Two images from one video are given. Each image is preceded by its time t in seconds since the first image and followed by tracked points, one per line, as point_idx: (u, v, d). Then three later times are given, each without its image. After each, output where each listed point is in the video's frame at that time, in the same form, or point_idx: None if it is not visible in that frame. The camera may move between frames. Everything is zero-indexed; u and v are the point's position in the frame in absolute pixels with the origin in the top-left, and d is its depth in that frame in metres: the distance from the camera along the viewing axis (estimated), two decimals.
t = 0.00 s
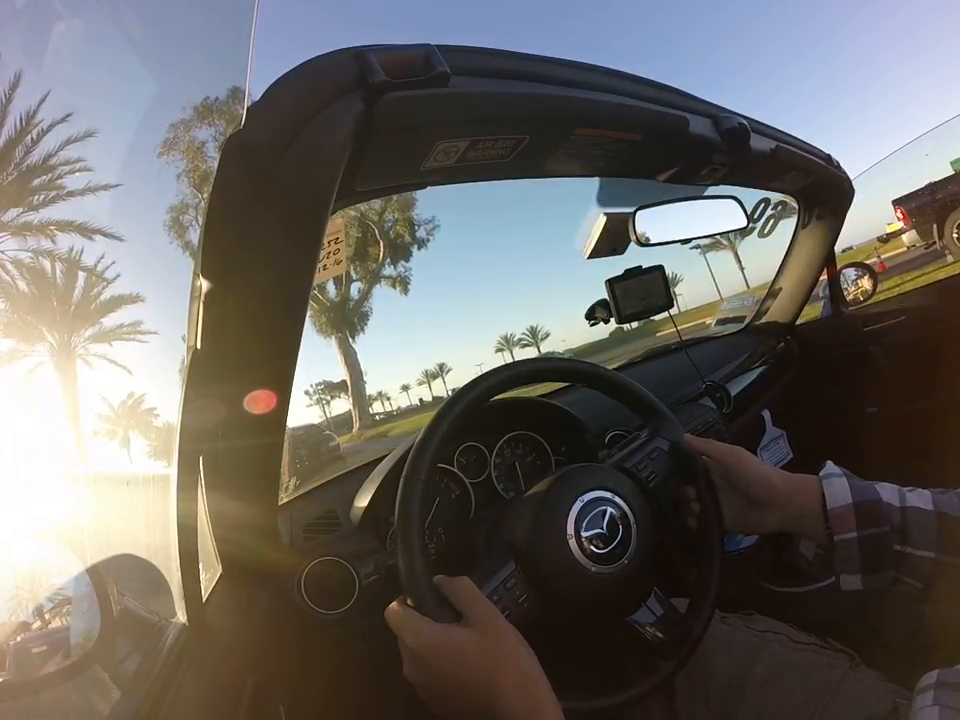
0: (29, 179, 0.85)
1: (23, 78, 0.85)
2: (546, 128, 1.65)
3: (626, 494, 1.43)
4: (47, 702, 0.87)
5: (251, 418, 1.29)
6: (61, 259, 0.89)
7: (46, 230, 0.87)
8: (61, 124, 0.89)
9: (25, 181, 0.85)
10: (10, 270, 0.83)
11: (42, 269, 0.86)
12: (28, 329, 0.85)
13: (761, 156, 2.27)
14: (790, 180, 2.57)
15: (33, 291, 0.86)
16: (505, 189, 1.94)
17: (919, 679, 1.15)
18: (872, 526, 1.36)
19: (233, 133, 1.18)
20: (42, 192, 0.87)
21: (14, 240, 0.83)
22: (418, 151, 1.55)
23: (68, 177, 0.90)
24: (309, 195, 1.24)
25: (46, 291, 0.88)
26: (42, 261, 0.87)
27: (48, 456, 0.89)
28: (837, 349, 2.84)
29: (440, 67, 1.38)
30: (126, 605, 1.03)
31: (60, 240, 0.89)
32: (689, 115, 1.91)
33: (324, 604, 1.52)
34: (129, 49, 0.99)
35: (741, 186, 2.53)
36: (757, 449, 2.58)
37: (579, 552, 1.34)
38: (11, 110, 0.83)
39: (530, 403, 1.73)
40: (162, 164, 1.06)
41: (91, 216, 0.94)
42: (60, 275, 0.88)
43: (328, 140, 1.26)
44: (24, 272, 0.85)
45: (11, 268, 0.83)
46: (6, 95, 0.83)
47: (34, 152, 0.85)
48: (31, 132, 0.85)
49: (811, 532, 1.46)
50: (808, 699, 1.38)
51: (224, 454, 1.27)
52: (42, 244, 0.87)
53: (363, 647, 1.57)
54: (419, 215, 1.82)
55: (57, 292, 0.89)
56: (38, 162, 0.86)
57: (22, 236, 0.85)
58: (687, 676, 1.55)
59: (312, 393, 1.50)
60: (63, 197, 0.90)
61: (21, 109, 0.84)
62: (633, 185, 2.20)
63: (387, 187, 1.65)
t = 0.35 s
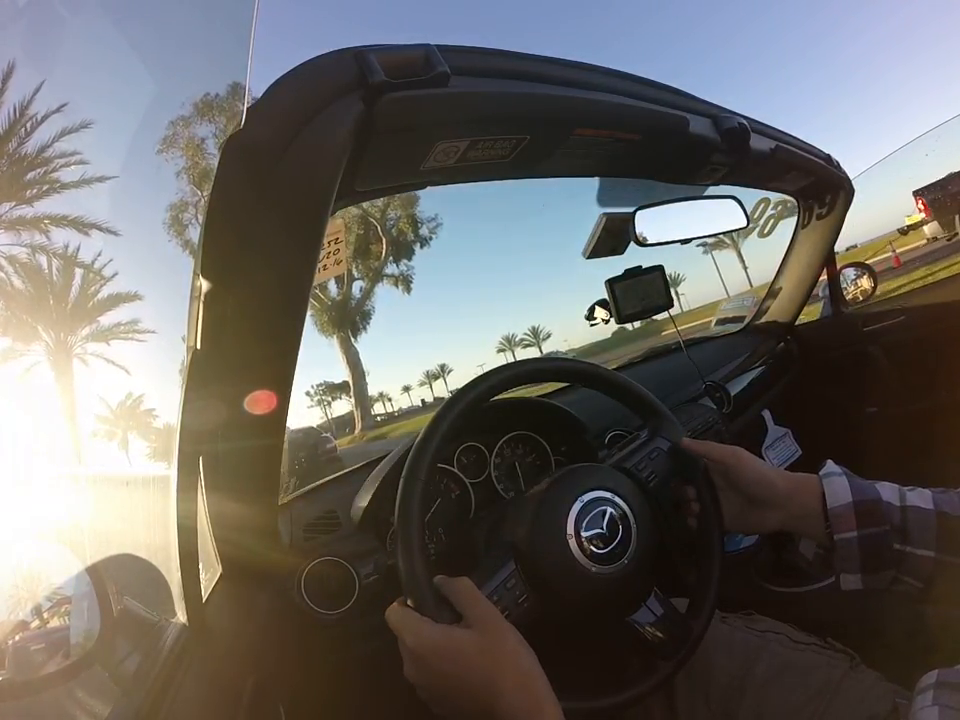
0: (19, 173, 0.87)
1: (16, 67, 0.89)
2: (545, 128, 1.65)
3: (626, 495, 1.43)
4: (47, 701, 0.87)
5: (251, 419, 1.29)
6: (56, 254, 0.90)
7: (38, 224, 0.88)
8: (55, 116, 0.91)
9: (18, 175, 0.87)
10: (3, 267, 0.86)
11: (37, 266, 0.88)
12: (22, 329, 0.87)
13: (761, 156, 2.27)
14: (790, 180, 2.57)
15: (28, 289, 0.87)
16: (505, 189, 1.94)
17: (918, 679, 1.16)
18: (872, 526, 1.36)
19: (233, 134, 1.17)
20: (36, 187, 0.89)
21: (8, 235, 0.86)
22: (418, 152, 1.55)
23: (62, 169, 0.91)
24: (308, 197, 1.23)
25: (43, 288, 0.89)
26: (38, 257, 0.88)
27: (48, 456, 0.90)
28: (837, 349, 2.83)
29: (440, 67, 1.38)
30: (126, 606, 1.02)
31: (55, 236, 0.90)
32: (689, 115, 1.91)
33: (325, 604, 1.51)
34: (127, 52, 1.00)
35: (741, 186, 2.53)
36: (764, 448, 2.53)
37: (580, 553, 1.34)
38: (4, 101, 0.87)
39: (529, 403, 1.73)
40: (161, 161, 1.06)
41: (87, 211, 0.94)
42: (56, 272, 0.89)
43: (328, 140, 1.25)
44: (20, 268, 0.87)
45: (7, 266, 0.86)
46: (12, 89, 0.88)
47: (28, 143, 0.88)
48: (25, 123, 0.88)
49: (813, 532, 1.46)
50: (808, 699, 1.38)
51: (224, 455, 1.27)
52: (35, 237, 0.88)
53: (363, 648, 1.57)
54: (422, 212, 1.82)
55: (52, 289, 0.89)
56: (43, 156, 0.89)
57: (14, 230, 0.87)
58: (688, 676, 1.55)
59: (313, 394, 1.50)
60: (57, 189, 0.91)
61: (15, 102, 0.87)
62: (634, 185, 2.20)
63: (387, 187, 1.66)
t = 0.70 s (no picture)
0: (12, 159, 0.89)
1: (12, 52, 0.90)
2: (544, 128, 1.65)
3: (626, 495, 1.43)
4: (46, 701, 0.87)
5: (251, 419, 1.29)
6: (51, 247, 0.92)
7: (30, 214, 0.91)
8: (46, 97, 0.91)
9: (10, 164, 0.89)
10: None
11: (29, 259, 0.91)
12: (13, 322, 0.90)
13: (761, 156, 2.27)
14: (790, 180, 2.57)
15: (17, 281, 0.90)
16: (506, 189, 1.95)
17: (919, 680, 1.15)
18: (872, 526, 1.36)
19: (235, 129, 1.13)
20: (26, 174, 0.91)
21: None
22: (418, 152, 1.55)
23: (55, 155, 0.92)
24: (307, 198, 1.24)
25: (36, 280, 0.91)
26: (33, 251, 0.91)
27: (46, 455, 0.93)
28: (837, 349, 2.83)
29: (439, 67, 1.38)
30: (125, 604, 1.04)
31: (47, 226, 0.92)
32: (688, 115, 1.91)
33: (323, 604, 1.47)
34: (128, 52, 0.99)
35: (741, 186, 2.53)
36: (764, 449, 2.54)
37: (580, 553, 1.34)
38: None
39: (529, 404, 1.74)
40: (158, 156, 1.04)
41: (78, 199, 0.96)
42: (50, 266, 0.92)
43: (329, 141, 1.25)
44: (14, 262, 0.90)
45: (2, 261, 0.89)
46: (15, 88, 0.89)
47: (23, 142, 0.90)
48: (16, 108, 0.88)
49: (814, 531, 1.45)
50: (808, 699, 1.38)
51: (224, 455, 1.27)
52: (25, 226, 0.91)
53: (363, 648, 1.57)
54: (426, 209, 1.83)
55: (49, 283, 0.92)
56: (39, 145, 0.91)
57: (6, 221, 0.90)
58: (688, 676, 1.54)
59: (315, 393, 1.49)
60: (46, 176, 0.92)
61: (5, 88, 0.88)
62: (634, 185, 2.20)
63: (388, 187, 1.66)
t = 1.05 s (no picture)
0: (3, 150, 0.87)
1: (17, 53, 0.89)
2: (544, 128, 1.65)
3: (627, 494, 1.42)
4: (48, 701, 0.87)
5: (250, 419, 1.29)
6: (43, 236, 0.90)
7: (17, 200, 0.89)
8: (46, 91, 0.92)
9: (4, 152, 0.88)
10: None
11: (22, 252, 0.88)
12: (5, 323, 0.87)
13: (761, 156, 2.27)
14: (790, 179, 2.58)
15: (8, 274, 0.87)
16: (506, 189, 1.95)
17: (921, 680, 1.15)
18: (872, 526, 1.36)
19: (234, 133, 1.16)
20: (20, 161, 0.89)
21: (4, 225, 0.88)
22: (418, 152, 1.55)
23: (44, 141, 0.91)
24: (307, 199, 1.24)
25: (24, 269, 0.88)
26: (24, 241, 0.88)
27: (48, 456, 0.91)
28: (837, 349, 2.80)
29: (439, 67, 1.38)
30: (128, 606, 1.02)
31: (38, 215, 0.90)
32: (689, 115, 1.91)
33: (324, 604, 1.51)
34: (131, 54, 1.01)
35: (740, 186, 2.54)
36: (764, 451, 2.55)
37: (580, 553, 1.34)
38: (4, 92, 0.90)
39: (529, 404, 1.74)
40: (158, 148, 1.04)
41: (66, 182, 0.93)
42: (41, 256, 0.89)
43: (329, 141, 1.26)
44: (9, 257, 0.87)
45: None
46: (17, 77, 0.91)
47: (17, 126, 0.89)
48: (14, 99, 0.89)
49: (814, 531, 1.45)
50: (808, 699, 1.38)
51: (224, 455, 1.27)
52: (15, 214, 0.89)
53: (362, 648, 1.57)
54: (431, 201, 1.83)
55: (37, 274, 0.88)
56: (27, 130, 0.90)
57: None
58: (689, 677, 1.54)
59: (316, 392, 1.50)
60: (34, 158, 0.90)
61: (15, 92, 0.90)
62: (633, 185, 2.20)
63: (387, 187, 1.66)
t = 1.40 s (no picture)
0: None
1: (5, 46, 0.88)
2: (545, 128, 1.65)
3: (626, 494, 1.43)
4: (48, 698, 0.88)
5: (251, 419, 1.29)
6: (34, 220, 0.92)
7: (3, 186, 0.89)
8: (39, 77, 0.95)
9: None
10: None
11: (11, 238, 0.90)
12: None
13: (761, 156, 2.27)
14: (790, 179, 2.58)
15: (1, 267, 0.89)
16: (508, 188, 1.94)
17: (920, 679, 1.15)
18: (872, 526, 1.36)
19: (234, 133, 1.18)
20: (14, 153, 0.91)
21: None
22: (418, 152, 1.55)
23: (39, 129, 0.94)
24: (308, 197, 1.24)
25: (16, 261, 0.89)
26: (13, 228, 0.90)
27: (49, 456, 0.91)
28: (835, 349, 2.82)
29: (439, 67, 1.38)
30: (128, 606, 1.03)
31: (30, 204, 0.91)
32: (689, 115, 1.91)
33: (325, 604, 1.45)
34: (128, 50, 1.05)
35: (741, 186, 2.53)
36: (764, 449, 2.52)
37: (580, 554, 1.34)
38: None
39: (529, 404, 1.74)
40: (158, 136, 1.10)
41: (58, 162, 0.95)
42: (33, 250, 0.91)
43: (329, 141, 1.26)
44: None
45: None
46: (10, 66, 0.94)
47: (2, 98, 0.91)
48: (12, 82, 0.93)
49: (814, 531, 1.45)
50: (808, 699, 1.38)
51: (225, 456, 1.27)
52: None
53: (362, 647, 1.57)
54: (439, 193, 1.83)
55: (30, 268, 0.91)
56: (12, 104, 0.92)
57: None
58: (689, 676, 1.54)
59: (318, 392, 1.51)
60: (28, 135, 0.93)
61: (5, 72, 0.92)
62: (633, 184, 2.20)
63: (389, 186, 1.66)
